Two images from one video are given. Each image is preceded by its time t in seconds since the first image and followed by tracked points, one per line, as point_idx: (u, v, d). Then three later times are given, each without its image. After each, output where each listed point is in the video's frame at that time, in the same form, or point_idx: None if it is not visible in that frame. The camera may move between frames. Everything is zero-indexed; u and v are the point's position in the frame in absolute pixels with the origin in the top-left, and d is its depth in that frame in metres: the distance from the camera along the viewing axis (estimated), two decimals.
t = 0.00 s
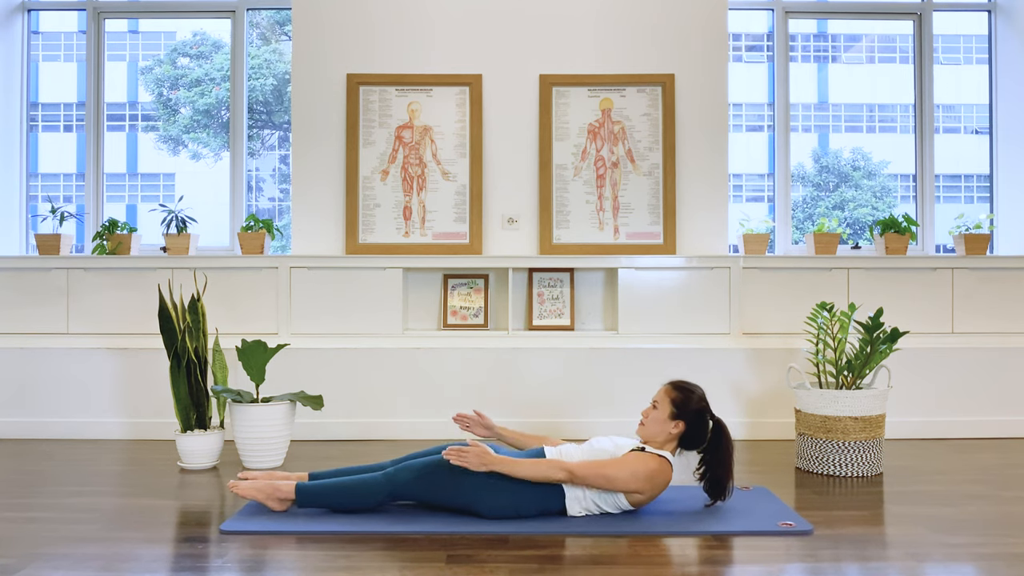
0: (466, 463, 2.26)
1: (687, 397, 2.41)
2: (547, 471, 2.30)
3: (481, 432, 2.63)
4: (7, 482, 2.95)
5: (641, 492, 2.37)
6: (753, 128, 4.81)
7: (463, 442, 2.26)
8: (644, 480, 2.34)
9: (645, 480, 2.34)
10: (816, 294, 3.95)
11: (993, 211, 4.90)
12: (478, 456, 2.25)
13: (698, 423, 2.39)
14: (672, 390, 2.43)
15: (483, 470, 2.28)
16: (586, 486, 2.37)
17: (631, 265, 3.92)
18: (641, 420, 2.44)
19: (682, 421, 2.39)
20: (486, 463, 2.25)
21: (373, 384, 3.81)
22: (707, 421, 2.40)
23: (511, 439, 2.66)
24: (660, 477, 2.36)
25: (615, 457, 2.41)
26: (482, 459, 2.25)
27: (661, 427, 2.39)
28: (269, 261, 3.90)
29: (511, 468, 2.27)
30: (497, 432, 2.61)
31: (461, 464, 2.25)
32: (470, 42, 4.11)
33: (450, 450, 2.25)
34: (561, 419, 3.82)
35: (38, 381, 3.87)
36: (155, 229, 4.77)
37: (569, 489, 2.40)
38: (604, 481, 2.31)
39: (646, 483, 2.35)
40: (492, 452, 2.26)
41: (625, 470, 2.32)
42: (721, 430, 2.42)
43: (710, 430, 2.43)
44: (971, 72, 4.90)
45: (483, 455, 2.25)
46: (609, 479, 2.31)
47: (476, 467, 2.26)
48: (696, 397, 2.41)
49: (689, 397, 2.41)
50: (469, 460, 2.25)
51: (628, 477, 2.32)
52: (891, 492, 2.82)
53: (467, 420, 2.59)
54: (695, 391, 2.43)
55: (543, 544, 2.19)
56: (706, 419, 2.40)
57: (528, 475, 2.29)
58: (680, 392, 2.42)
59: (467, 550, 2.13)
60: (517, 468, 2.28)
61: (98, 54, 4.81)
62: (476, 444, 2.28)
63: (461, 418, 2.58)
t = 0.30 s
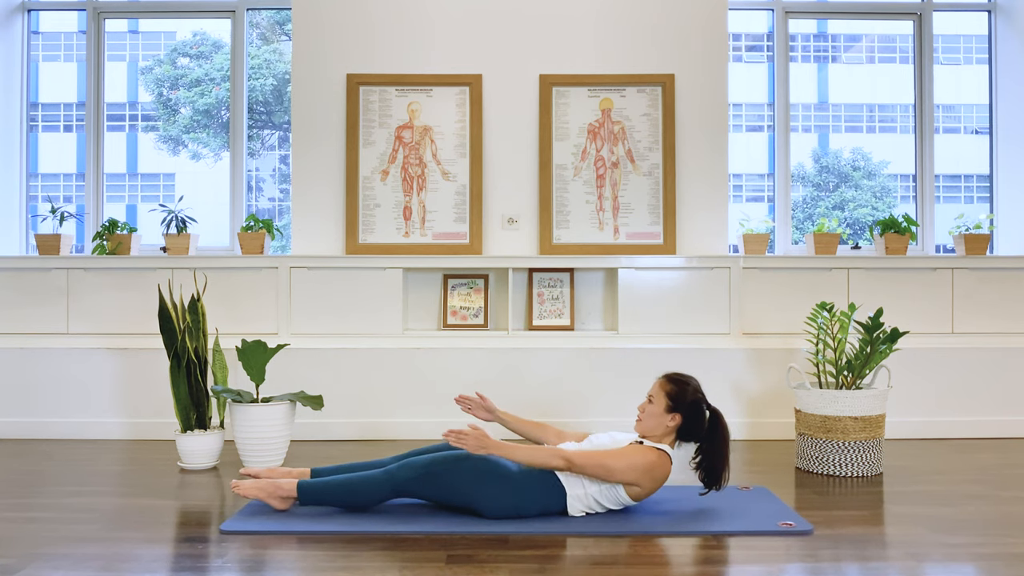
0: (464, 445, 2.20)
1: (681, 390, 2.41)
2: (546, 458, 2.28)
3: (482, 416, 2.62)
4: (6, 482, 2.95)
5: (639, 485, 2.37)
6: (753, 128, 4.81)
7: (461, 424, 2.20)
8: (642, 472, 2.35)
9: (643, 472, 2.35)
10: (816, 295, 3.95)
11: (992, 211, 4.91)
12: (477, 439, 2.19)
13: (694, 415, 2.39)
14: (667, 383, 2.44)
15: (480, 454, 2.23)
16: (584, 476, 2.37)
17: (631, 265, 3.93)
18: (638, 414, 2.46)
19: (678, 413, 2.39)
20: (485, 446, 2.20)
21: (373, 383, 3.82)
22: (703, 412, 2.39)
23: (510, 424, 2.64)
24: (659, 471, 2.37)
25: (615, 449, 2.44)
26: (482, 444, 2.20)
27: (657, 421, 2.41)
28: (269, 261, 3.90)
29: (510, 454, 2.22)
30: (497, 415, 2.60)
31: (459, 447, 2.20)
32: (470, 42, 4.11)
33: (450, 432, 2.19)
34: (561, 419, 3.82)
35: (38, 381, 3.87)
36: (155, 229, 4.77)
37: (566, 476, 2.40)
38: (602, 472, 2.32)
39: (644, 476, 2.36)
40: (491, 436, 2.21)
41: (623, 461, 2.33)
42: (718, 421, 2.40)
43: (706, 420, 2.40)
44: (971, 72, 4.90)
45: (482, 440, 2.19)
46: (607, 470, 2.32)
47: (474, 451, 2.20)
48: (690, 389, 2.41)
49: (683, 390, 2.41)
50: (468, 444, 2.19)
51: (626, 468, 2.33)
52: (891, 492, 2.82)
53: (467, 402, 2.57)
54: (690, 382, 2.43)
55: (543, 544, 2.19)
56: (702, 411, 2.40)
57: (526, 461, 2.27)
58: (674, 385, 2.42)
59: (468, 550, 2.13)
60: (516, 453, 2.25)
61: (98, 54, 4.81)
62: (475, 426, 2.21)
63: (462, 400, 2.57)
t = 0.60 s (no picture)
0: (464, 435, 2.23)
1: (678, 384, 2.41)
2: (545, 449, 2.31)
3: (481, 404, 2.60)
4: (6, 483, 2.95)
5: (637, 480, 2.37)
6: (753, 128, 4.81)
7: (463, 413, 2.24)
8: (640, 467, 2.35)
9: (642, 467, 2.35)
10: (816, 295, 3.95)
11: (992, 211, 4.91)
12: (477, 428, 2.23)
13: (692, 409, 2.39)
14: (663, 378, 2.44)
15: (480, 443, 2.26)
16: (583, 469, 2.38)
17: (631, 265, 3.92)
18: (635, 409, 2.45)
19: (675, 408, 2.39)
20: (485, 435, 2.23)
21: (373, 383, 3.82)
22: (700, 406, 2.40)
23: (510, 415, 2.64)
24: (657, 466, 2.37)
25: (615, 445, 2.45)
26: (481, 433, 2.23)
27: (656, 415, 2.40)
28: (269, 261, 3.90)
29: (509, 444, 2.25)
30: (497, 406, 2.59)
31: (458, 435, 2.23)
32: (470, 42, 4.11)
33: (450, 419, 2.23)
34: (562, 419, 3.82)
35: (38, 380, 3.87)
36: (155, 229, 4.77)
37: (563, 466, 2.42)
38: (600, 465, 2.33)
39: (642, 471, 2.36)
40: (491, 426, 2.24)
41: (622, 455, 2.34)
42: (715, 414, 2.41)
43: (703, 414, 2.41)
44: (971, 72, 4.90)
45: (482, 429, 2.23)
46: (605, 463, 2.33)
47: (473, 439, 2.23)
48: (688, 383, 2.41)
49: (681, 384, 2.41)
50: (468, 434, 2.22)
51: (623, 462, 2.33)
52: (892, 492, 2.82)
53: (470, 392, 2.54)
54: (686, 377, 2.44)
55: (543, 544, 2.19)
56: (699, 405, 2.40)
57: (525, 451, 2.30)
58: (671, 379, 2.42)
59: (468, 550, 2.13)
60: (515, 445, 2.30)
61: (98, 54, 4.81)
62: (476, 416, 2.25)
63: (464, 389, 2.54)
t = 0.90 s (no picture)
0: (460, 425, 2.28)
1: (671, 375, 2.40)
2: (542, 440, 2.30)
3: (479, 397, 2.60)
4: (6, 482, 2.95)
5: (634, 472, 2.36)
6: (753, 128, 4.81)
7: (459, 404, 2.28)
8: (637, 459, 2.34)
9: (638, 459, 2.34)
10: (816, 295, 3.95)
11: (993, 211, 4.91)
12: (472, 419, 2.27)
13: (686, 400, 2.38)
14: (656, 369, 2.43)
15: (477, 434, 2.29)
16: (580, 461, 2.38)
17: (631, 265, 3.92)
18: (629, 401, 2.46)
19: (669, 399, 2.39)
20: (480, 426, 2.27)
21: (372, 383, 3.81)
22: (694, 397, 2.39)
23: (506, 407, 2.63)
24: (653, 458, 2.36)
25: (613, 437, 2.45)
26: (477, 424, 2.27)
27: (650, 407, 2.41)
28: (269, 261, 3.90)
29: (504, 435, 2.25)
30: (495, 397, 2.56)
31: (455, 425, 2.27)
32: (470, 42, 4.11)
33: (446, 409, 2.27)
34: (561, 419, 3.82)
35: (38, 380, 3.87)
36: (155, 229, 4.77)
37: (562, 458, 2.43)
38: (597, 457, 2.33)
39: (639, 463, 2.35)
40: (487, 416, 2.28)
41: (618, 447, 2.33)
42: (710, 404, 2.40)
43: (698, 404, 2.40)
44: (971, 72, 4.90)
45: (478, 419, 2.26)
46: (601, 455, 2.33)
47: (470, 429, 2.27)
48: (681, 373, 2.40)
49: (673, 375, 2.40)
50: (464, 423, 2.27)
51: (619, 454, 2.33)
52: (891, 492, 2.82)
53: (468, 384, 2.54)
54: (680, 367, 2.43)
55: (543, 544, 2.19)
56: (692, 394, 2.39)
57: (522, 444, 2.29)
58: (663, 370, 2.41)
59: (468, 550, 2.13)
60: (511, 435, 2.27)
61: (98, 54, 4.81)
62: (471, 406, 2.29)
63: (462, 381, 2.54)
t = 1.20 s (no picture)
0: (454, 409, 2.29)
1: (661, 363, 2.39)
2: (536, 428, 2.30)
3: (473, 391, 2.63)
4: (6, 482, 2.95)
5: (629, 462, 2.36)
6: (753, 128, 4.81)
7: (454, 388, 2.30)
8: (631, 449, 2.34)
9: (632, 449, 2.34)
10: (816, 294, 3.95)
11: (993, 211, 4.91)
12: (466, 403, 2.28)
13: (677, 387, 2.38)
14: (645, 358, 2.42)
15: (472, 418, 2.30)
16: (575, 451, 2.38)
17: (631, 265, 3.92)
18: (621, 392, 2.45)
19: (660, 387, 2.39)
20: (474, 410, 2.28)
21: (373, 383, 3.81)
22: (685, 383, 2.39)
23: (503, 401, 2.65)
24: (648, 447, 2.36)
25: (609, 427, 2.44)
26: (471, 408, 2.28)
27: (642, 396, 2.40)
28: (269, 261, 3.90)
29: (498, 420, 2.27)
30: (490, 391, 2.60)
31: (450, 409, 2.29)
32: (470, 42, 4.11)
33: (441, 393, 2.28)
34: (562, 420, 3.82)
35: (38, 380, 3.87)
36: (155, 229, 4.77)
37: (557, 448, 2.43)
38: (591, 446, 2.33)
39: (633, 452, 2.35)
40: (482, 402, 2.29)
41: (612, 436, 2.34)
42: (700, 390, 2.40)
43: (689, 390, 2.40)
44: (971, 72, 4.90)
45: (472, 403, 2.28)
46: (595, 444, 2.33)
47: (464, 414, 2.28)
48: (670, 361, 2.40)
49: (663, 363, 2.39)
50: (458, 407, 2.28)
51: (613, 443, 2.33)
52: (891, 492, 2.82)
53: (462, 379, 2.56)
54: (669, 355, 2.42)
55: (543, 544, 2.19)
56: (683, 380, 2.39)
57: (515, 429, 2.31)
58: (653, 360, 2.40)
59: (468, 550, 2.13)
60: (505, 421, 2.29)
61: (98, 54, 4.81)
62: (466, 391, 2.30)
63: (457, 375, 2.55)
